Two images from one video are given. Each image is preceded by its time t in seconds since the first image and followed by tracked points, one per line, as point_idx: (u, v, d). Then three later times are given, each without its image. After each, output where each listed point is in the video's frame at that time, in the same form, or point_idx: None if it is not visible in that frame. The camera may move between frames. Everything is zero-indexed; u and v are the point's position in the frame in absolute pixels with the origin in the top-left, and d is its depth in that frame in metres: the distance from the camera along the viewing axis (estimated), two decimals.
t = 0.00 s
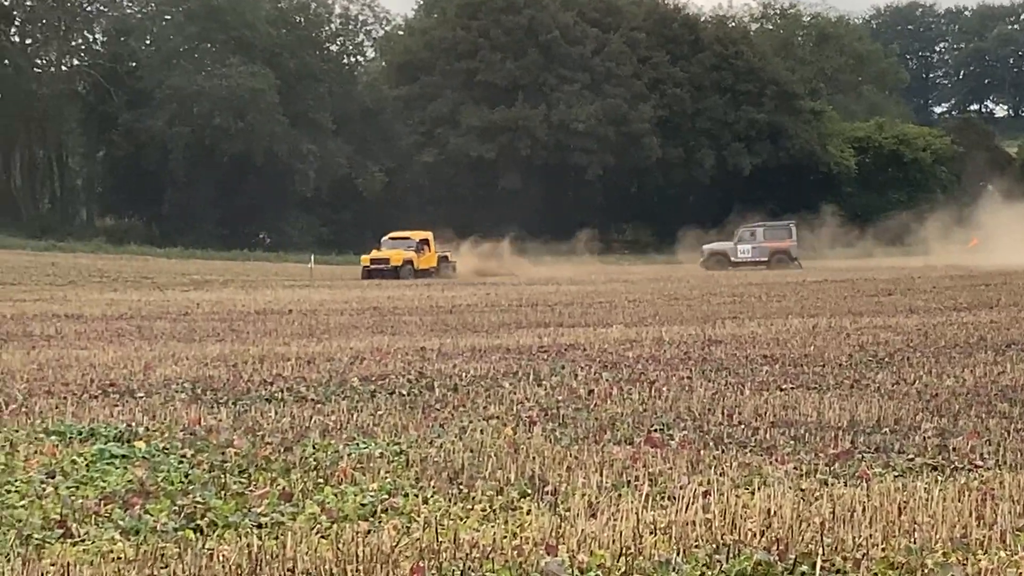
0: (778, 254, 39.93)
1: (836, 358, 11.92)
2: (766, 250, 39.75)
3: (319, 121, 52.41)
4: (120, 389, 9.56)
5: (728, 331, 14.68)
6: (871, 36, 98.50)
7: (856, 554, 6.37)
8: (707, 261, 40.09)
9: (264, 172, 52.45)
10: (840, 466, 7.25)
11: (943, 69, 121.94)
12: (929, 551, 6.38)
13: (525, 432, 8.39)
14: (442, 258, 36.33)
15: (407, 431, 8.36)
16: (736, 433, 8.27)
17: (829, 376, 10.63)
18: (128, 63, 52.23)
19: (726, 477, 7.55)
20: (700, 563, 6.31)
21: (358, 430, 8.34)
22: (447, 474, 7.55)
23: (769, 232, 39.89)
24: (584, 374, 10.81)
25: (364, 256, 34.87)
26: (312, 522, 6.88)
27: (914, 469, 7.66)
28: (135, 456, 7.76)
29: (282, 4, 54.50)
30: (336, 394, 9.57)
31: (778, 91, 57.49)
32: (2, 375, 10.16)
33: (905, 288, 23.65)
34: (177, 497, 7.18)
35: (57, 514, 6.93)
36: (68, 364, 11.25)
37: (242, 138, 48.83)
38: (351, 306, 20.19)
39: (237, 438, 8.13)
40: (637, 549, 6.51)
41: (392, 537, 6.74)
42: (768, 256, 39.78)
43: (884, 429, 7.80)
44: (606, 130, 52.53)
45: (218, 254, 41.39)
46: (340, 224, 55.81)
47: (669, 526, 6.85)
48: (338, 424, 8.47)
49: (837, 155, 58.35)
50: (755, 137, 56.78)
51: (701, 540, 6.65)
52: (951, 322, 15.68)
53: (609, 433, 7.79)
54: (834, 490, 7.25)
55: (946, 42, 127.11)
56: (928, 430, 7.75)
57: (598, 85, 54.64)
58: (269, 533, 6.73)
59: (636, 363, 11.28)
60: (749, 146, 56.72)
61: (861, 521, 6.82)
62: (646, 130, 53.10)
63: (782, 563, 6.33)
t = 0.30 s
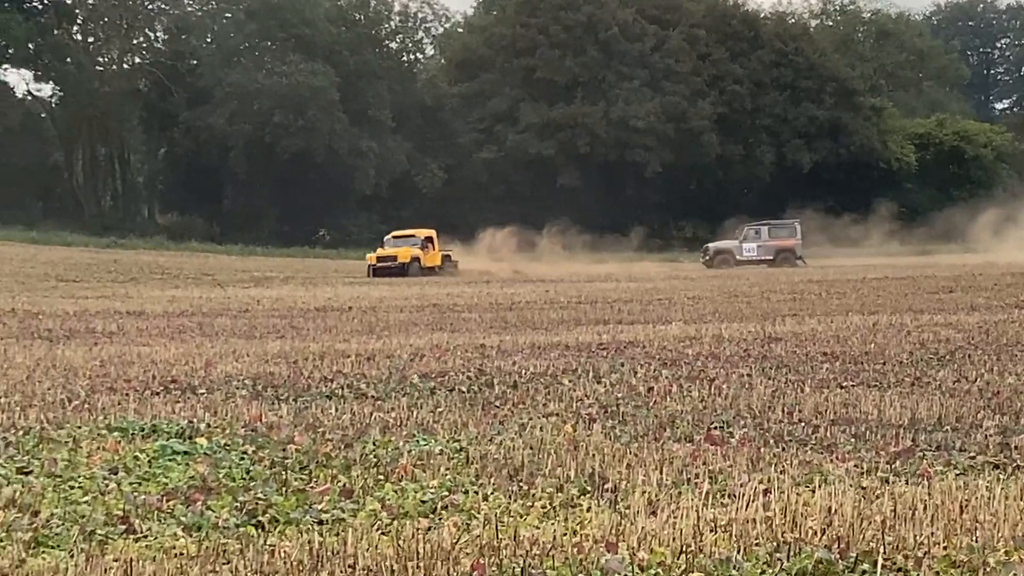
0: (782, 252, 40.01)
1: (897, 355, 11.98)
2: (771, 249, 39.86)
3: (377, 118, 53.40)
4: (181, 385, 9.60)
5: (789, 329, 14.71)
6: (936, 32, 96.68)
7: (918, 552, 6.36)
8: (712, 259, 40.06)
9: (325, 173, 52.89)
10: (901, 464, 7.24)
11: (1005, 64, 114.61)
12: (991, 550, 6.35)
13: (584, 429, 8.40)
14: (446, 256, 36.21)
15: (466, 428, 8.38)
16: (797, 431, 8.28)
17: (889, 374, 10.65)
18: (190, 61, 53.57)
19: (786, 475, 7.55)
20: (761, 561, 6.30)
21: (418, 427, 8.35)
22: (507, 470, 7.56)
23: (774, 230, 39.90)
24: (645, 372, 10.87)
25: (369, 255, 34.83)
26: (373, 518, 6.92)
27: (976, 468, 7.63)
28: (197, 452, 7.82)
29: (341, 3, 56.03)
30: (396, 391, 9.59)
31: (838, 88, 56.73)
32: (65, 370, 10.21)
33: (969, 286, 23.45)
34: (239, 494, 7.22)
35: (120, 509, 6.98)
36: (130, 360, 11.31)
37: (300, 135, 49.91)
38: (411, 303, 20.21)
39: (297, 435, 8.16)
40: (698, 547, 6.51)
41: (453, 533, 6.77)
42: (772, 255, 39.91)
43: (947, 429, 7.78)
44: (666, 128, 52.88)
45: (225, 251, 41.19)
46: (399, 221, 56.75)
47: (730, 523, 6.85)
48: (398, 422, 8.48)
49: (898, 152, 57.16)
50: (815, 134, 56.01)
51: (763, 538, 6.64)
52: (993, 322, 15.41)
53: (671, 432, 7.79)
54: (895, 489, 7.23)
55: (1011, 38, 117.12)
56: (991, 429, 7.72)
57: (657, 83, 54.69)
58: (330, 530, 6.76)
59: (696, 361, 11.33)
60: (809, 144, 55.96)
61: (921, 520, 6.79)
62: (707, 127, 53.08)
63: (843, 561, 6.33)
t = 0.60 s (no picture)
0: (788, 251, 39.99)
1: (957, 353, 12.07)
2: (777, 247, 39.80)
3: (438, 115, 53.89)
4: (241, 382, 9.69)
5: (850, 326, 14.90)
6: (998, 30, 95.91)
7: (982, 551, 6.33)
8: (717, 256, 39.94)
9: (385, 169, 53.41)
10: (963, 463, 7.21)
11: None
12: None
13: (645, 426, 8.43)
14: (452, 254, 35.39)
15: (526, 425, 8.41)
16: (858, 429, 8.30)
17: (951, 372, 10.76)
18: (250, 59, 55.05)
19: (846, 473, 7.55)
20: (822, 558, 6.29)
21: (479, 425, 8.38)
22: (568, 468, 7.57)
23: (779, 228, 39.84)
24: (706, 369, 11.00)
25: (379, 250, 33.83)
26: (434, 515, 6.93)
27: None
28: (259, 448, 7.85)
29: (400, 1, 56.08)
30: (455, 387, 9.63)
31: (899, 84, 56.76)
32: (128, 368, 10.37)
33: None
34: (300, 490, 7.24)
35: (183, 505, 7.02)
36: (193, 357, 11.38)
37: (360, 132, 50.88)
38: (471, 300, 20.29)
39: (358, 431, 8.19)
40: (760, 545, 6.50)
41: (514, 530, 6.77)
42: (778, 253, 39.85)
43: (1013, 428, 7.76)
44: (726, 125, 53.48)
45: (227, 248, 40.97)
46: (460, 219, 56.52)
47: (791, 521, 6.82)
48: (459, 419, 8.51)
49: (960, 148, 56.52)
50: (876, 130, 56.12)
51: (825, 535, 6.62)
52: None
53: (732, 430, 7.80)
54: (958, 486, 7.21)
55: None
56: None
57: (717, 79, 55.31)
58: (391, 527, 6.78)
59: (756, 358, 11.47)
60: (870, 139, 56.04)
61: (985, 519, 6.75)
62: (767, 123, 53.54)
63: (906, 559, 6.31)
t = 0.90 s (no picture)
0: (794, 248, 39.90)
1: (1023, 350, 12.25)
2: (783, 244, 39.67)
3: (497, 113, 53.89)
4: (302, 377, 9.79)
5: (912, 323, 15.06)
6: None
7: None
8: (725, 254, 39.80)
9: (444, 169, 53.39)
10: None
11: None
12: None
13: (706, 423, 8.44)
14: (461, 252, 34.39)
15: (587, 421, 8.42)
16: (920, 427, 8.32)
17: (1014, 369, 10.84)
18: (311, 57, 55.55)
19: (909, 469, 7.54)
20: (886, 556, 6.26)
21: (540, 421, 8.41)
22: (629, 464, 7.57)
23: (785, 226, 39.73)
24: (765, 366, 11.10)
25: (390, 248, 32.66)
26: (496, 512, 6.94)
27: None
28: (321, 445, 7.89)
29: None
30: (515, 383, 9.68)
31: (959, 79, 57.05)
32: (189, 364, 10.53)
33: None
34: (362, 486, 7.25)
35: (246, 502, 7.03)
36: (254, 353, 11.44)
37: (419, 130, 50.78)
38: (532, 297, 20.43)
39: (418, 428, 8.22)
40: (822, 542, 6.47)
41: (575, 527, 6.76)
42: (785, 250, 39.73)
43: None
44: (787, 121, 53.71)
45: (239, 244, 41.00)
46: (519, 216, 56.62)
47: (855, 518, 6.79)
48: (519, 415, 8.53)
49: (1022, 143, 57.91)
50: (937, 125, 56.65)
51: (888, 532, 6.59)
52: None
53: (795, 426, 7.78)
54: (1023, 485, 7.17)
55: None
56: None
57: (777, 75, 55.44)
58: (453, 523, 6.78)
59: (816, 355, 11.57)
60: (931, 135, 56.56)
61: None
62: (827, 120, 53.84)
63: (970, 557, 6.28)
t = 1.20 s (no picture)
0: (799, 246, 39.91)
1: None
2: (788, 241, 39.59)
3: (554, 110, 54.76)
4: (363, 375, 10.07)
5: (972, 320, 15.15)
6: None
7: None
8: (730, 252, 39.78)
9: (503, 165, 54.55)
10: None
11: None
12: None
13: (766, 421, 8.50)
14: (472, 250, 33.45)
15: (647, 419, 8.51)
16: (983, 423, 8.33)
17: None
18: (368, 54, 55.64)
19: (973, 466, 7.51)
20: (950, 553, 6.23)
21: (600, 418, 8.46)
22: (690, 462, 7.57)
23: (789, 223, 39.66)
24: (824, 362, 11.24)
25: (404, 244, 31.45)
26: (557, 508, 6.92)
27: None
28: (381, 442, 7.95)
29: None
30: (575, 381, 9.95)
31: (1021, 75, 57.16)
32: (248, 363, 10.78)
33: None
34: (423, 483, 7.26)
35: (307, 498, 7.05)
36: (313, 351, 11.77)
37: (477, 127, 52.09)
38: (589, 294, 20.88)
39: (479, 425, 8.27)
40: (885, 539, 6.43)
41: (637, 524, 6.73)
42: (790, 248, 39.71)
43: None
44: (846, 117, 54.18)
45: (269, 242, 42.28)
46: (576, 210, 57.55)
47: (917, 515, 6.76)
48: (579, 412, 8.60)
49: None
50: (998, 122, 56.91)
51: (951, 530, 6.55)
52: None
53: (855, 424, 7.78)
54: None
55: None
56: None
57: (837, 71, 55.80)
58: (515, 520, 6.76)
59: (877, 353, 11.72)
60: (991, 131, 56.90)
61: None
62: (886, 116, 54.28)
63: None
